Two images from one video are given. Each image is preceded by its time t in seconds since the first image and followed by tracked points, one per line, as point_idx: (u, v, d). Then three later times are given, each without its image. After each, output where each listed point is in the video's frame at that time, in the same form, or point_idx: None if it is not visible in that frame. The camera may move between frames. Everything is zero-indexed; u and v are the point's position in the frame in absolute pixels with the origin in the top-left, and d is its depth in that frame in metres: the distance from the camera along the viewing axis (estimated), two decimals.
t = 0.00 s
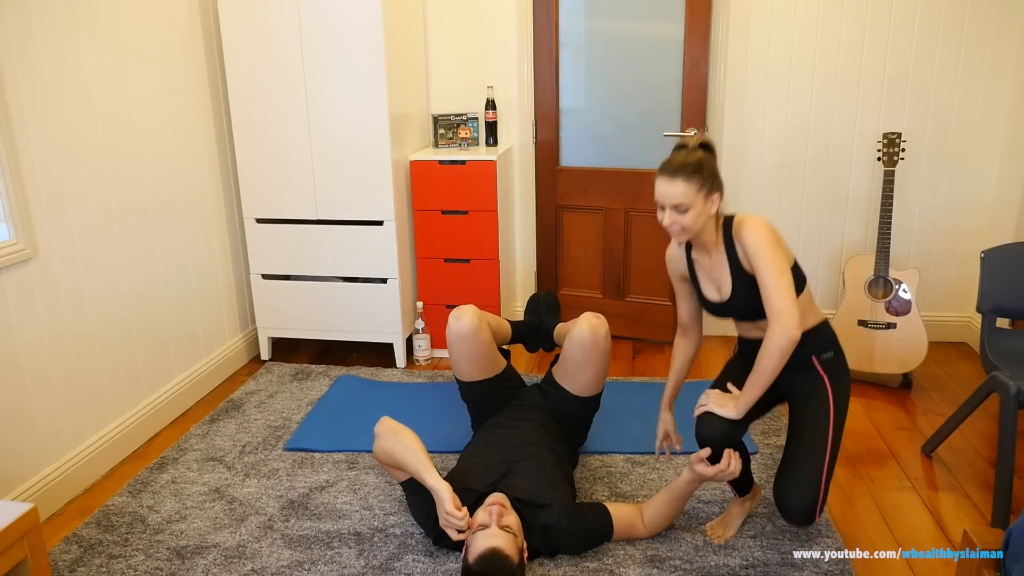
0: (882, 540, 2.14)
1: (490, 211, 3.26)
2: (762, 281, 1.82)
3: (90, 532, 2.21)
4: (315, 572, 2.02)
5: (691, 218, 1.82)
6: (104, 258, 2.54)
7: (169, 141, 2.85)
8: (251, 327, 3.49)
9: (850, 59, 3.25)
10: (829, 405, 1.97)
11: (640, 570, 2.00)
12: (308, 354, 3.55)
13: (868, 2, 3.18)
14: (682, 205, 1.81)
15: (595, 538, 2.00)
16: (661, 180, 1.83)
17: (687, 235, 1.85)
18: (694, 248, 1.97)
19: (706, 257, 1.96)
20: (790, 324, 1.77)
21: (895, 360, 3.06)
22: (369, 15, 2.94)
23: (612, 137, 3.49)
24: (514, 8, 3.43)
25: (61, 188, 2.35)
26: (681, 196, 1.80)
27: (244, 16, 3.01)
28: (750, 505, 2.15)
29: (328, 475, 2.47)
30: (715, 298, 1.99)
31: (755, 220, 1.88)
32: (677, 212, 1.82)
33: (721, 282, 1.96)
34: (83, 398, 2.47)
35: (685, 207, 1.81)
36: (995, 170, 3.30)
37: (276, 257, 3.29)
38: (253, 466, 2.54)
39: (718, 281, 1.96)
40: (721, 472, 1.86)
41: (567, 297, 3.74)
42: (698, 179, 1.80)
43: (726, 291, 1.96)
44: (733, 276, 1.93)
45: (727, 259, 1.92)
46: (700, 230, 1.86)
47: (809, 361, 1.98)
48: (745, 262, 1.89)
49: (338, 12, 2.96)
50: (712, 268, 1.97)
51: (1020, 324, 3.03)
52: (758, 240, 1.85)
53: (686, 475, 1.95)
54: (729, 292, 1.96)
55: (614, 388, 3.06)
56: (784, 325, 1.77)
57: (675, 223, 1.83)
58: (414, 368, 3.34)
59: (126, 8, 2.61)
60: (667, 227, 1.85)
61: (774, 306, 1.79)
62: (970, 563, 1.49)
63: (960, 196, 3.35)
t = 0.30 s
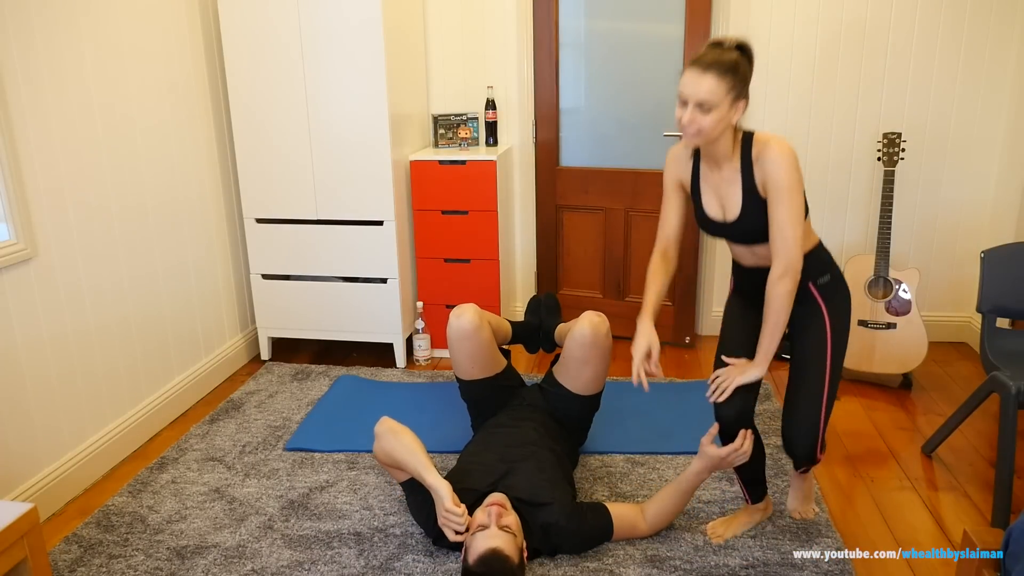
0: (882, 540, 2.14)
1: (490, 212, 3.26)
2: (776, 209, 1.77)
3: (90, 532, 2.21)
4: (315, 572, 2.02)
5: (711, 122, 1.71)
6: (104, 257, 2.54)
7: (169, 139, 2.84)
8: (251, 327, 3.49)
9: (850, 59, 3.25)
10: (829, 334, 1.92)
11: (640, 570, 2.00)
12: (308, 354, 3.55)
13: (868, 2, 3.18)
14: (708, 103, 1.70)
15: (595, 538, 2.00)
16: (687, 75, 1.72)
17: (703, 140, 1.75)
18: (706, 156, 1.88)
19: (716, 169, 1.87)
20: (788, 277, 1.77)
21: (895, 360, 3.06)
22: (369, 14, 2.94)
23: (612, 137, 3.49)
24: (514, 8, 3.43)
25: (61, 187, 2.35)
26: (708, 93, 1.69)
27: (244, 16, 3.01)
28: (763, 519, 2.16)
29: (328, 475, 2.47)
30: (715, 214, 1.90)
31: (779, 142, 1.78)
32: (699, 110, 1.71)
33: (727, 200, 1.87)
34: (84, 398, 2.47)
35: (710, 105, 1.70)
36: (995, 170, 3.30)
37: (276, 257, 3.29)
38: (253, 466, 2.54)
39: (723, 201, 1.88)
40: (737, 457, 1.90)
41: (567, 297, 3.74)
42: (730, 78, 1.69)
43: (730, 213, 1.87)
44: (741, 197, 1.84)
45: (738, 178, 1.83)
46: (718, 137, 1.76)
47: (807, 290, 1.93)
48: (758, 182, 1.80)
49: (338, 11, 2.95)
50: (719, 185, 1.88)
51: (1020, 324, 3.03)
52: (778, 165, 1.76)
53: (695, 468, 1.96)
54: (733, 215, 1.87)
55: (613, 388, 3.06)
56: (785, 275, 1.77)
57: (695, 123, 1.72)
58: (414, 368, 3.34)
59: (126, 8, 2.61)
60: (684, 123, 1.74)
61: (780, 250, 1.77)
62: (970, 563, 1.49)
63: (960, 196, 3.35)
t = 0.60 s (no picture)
0: (883, 540, 2.14)
1: (490, 212, 3.26)
2: (804, 132, 1.79)
3: (90, 532, 2.21)
4: (315, 572, 2.02)
5: (744, 29, 1.71)
6: (104, 257, 2.54)
7: (169, 139, 2.85)
8: (251, 327, 3.49)
9: (850, 59, 3.25)
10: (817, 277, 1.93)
11: (640, 570, 2.00)
12: (308, 354, 3.55)
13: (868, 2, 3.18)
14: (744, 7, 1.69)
15: (595, 538, 2.00)
16: None
17: (735, 49, 1.73)
18: (724, 82, 1.85)
19: (734, 93, 1.84)
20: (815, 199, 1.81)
21: (894, 360, 3.06)
22: (369, 14, 2.94)
23: (612, 137, 3.49)
24: (515, 8, 3.42)
25: (61, 187, 2.35)
26: None
27: (244, 16, 3.01)
28: (763, 520, 2.16)
29: (328, 475, 2.48)
30: (729, 143, 1.86)
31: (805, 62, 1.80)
32: (735, 15, 1.70)
33: (744, 126, 1.84)
34: (83, 398, 2.46)
35: (746, 10, 1.69)
36: (995, 170, 3.30)
37: (276, 257, 3.29)
38: (253, 466, 2.54)
39: (741, 127, 1.84)
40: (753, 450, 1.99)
41: (567, 298, 3.74)
42: None
43: (746, 139, 1.84)
44: (762, 122, 1.81)
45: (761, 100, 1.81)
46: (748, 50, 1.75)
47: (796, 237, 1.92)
48: (785, 103, 1.79)
49: (338, 11, 2.95)
50: (736, 110, 1.85)
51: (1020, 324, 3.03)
52: (806, 86, 1.77)
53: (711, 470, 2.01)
54: (750, 142, 1.83)
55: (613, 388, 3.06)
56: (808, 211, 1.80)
57: (729, 28, 1.71)
58: (414, 368, 3.34)
59: (127, 8, 2.61)
60: (718, 29, 1.72)
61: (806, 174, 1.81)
62: (970, 563, 1.49)
63: (961, 195, 3.35)
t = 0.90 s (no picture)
0: (882, 540, 2.14)
1: (490, 211, 3.26)
2: (815, 111, 1.93)
3: (90, 532, 2.21)
4: (315, 572, 2.02)
5: (756, 9, 1.84)
6: (104, 257, 2.54)
7: (169, 139, 2.84)
8: (251, 327, 3.49)
9: (850, 58, 3.24)
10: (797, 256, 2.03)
11: (640, 570, 2.00)
12: (308, 354, 3.55)
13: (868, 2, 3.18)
14: None
15: (595, 539, 2.00)
16: None
17: (748, 27, 1.85)
18: (731, 60, 1.96)
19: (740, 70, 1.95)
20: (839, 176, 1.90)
21: (894, 361, 3.06)
22: (369, 14, 2.94)
23: (612, 137, 3.49)
24: (514, 8, 3.42)
25: (61, 187, 2.35)
26: None
27: (244, 15, 3.01)
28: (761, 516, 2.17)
29: (328, 475, 2.47)
30: (733, 115, 1.95)
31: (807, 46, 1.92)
32: None
33: (748, 99, 1.94)
34: (83, 398, 2.46)
35: None
36: (995, 170, 3.30)
37: (276, 257, 3.28)
38: (253, 466, 2.54)
39: (745, 100, 1.94)
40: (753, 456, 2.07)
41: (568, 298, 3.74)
42: None
43: (751, 112, 1.94)
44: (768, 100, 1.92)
45: (768, 78, 1.92)
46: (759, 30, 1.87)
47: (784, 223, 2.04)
48: (794, 82, 1.91)
49: (337, 11, 2.95)
50: (741, 86, 1.95)
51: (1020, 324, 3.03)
52: (813, 69, 1.90)
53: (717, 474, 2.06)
54: (756, 114, 1.93)
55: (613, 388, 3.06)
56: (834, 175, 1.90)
57: (744, 10, 1.84)
58: (414, 368, 3.34)
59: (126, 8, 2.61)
60: (733, 10, 1.85)
61: (827, 152, 1.92)
62: (970, 563, 1.49)
63: (961, 195, 3.35)
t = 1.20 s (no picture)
0: (882, 540, 2.14)
1: (490, 212, 3.26)
2: (803, 98, 2.05)
3: (90, 532, 2.21)
4: (315, 572, 2.02)
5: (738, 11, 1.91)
6: (104, 256, 2.54)
7: (169, 139, 2.85)
8: (251, 327, 3.49)
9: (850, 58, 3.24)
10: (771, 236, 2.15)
11: (640, 570, 2.00)
12: (308, 354, 3.55)
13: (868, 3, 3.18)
14: None
15: (596, 538, 2.00)
16: None
17: (731, 28, 1.94)
18: (722, 46, 2.03)
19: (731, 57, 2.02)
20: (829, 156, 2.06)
21: (894, 360, 3.06)
22: (369, 14, 2.94)
23: (612, 137, 3.49)
24: (514, 8, 3.42)
25: (61, 187, 2.35)
26: None
27: (244, 16, 3.01)
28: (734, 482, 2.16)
29: (328, 475, 2.48)
30: (720, 97, 2.02)
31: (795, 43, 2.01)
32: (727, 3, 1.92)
33: (735, 84, 2.01)
34: (83, 399, 2.46)
35: None
36: (995, 170, 3.30)
37: (276, 257, 3.29)
38: (253, 466, 2.54)
39: (733, 85, 2.01)
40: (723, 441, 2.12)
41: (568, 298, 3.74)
42: None
43: (735, 98, 2.01)
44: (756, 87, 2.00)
45: (756, 67, 2.00)
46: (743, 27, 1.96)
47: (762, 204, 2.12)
48: (786, 71, 2.02)
49: (337, 11, 2.95)
50: (731, 69, 2.02)
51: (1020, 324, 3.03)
52: (801, 58, 2.01)
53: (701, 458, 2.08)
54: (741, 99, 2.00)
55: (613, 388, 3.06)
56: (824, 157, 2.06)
57: (723, 14, 1.93)
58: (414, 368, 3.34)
59: (126, 8, 2.61)
60: (714, 15, 1.94)
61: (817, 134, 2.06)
62: (970, 563, 1.49)
63: (961, 195, 3.35)
